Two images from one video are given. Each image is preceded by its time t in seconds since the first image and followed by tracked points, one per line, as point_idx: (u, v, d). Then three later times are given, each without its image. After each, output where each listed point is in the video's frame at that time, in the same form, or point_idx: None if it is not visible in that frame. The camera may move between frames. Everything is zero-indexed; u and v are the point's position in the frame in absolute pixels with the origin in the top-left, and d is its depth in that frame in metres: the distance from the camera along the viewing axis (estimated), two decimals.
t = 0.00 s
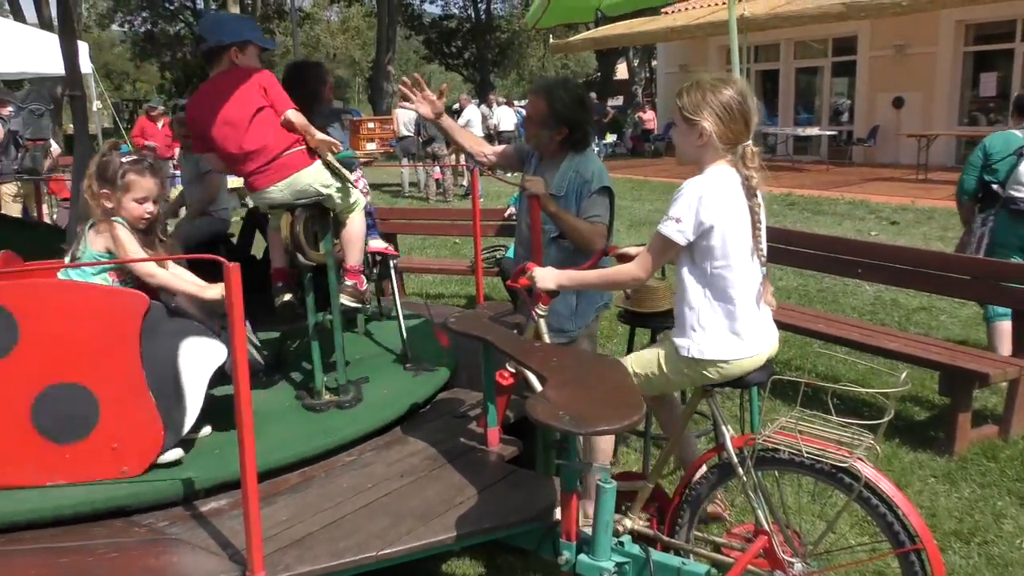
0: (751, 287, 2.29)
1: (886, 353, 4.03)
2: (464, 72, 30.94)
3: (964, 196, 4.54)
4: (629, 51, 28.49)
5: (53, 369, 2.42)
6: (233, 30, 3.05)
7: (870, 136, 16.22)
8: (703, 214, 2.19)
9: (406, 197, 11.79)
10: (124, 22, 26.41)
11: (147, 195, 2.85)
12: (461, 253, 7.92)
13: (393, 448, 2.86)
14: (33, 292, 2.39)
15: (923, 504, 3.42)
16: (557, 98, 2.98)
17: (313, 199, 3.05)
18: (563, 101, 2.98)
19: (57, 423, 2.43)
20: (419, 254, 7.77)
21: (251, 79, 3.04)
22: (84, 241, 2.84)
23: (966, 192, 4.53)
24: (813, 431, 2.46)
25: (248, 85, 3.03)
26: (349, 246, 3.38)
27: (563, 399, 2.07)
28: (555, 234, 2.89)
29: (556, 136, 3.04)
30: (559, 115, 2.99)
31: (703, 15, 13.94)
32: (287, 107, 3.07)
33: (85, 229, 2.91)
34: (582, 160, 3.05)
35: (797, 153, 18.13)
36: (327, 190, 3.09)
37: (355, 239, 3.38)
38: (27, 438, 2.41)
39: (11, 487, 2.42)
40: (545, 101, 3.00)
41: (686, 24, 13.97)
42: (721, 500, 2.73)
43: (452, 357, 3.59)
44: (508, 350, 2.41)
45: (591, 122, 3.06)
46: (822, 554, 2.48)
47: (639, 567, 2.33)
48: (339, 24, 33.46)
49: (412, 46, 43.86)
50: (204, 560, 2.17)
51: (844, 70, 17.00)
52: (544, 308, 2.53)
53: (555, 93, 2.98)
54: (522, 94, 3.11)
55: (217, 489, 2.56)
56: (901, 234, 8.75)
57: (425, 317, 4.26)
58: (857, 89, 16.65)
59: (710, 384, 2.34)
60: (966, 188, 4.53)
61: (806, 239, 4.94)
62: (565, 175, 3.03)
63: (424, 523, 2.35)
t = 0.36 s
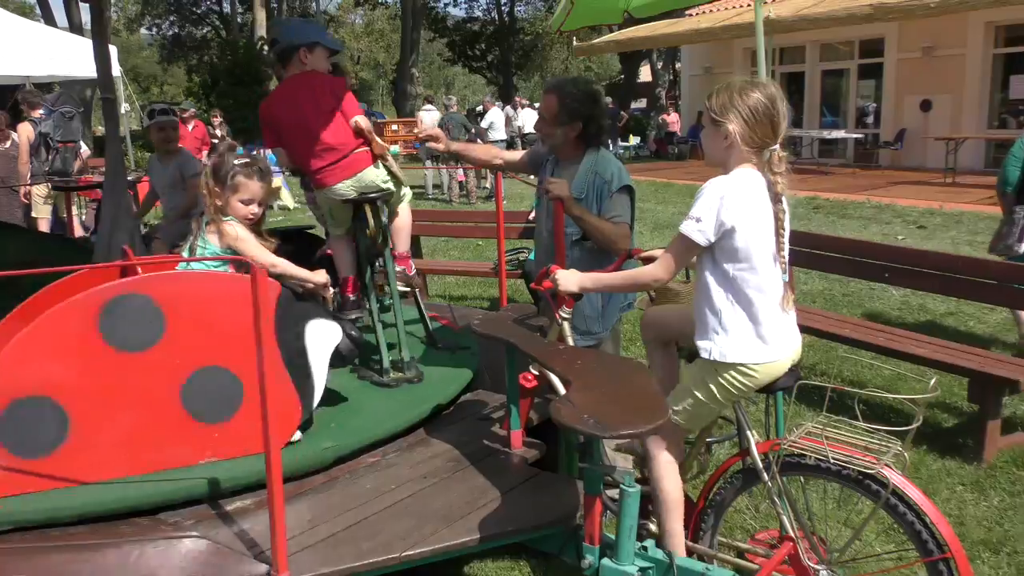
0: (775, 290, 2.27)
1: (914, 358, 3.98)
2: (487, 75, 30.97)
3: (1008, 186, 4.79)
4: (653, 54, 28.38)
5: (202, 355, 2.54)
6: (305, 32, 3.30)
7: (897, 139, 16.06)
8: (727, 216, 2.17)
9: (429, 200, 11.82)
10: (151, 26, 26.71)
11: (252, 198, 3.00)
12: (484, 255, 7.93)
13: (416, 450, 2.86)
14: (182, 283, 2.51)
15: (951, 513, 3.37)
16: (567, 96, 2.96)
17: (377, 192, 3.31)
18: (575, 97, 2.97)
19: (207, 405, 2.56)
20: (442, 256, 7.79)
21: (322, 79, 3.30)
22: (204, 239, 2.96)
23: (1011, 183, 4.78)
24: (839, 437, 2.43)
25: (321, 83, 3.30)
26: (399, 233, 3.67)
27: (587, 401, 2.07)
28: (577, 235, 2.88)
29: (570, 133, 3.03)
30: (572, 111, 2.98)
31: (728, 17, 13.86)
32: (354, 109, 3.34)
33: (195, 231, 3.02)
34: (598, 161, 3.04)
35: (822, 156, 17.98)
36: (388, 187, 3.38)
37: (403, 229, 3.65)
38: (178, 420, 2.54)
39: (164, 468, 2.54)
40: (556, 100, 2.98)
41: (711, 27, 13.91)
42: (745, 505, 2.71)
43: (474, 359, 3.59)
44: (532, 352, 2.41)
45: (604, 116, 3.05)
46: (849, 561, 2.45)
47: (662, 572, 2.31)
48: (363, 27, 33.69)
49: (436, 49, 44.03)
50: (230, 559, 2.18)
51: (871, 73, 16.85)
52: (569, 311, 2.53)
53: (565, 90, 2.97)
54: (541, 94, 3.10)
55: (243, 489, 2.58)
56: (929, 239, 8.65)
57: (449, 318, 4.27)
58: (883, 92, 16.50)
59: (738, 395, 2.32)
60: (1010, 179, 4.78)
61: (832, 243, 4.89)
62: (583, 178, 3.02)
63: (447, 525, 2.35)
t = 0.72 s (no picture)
0: (803, 294, 2.26)
1: (945, 364, 3.93)
2: (514, 78, 31.02)
3: None
4: (680, 57, 28.25)
5: (315, 340, 2.81)
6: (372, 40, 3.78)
7: (929, 143, 15.85)
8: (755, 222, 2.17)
9: (456, 203, 11.86)
10: (182, 31, 27.07)
11: (359, 204, 3.36)
12: (510, 259, 7.94)
13: (443, 453, 2.87)
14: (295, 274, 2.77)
15: (983, 522, 3.32)
16: (583, 101, 2.98)
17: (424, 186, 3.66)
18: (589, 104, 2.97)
19: (325, 386, 2.81)
20: (468, 260, 7.81)
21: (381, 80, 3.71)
22: (308, 236, 3.34)
23: None
24: (870, 444, 2.40)
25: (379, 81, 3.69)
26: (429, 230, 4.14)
27: (614, 406, 2.07)
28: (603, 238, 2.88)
29: (589, 139, 3.02)
30: (590, 116, 2.98)
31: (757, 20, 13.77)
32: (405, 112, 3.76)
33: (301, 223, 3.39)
34: (622, 165, 3.03)
35: (852, 159, 17.79)
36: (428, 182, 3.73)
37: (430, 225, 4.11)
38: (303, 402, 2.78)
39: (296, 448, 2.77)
40: (572, 108, 3.00)
41: (739, 30, 13.83)
42: (773, 511, 2.69)
43: (500, 363, 3.59)
44: (558, 357, 2.41)
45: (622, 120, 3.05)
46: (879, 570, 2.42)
47: None
48: (391, 31, 33.90)
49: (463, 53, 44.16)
50: (259, 559, 2.20)
51: (901, 76, 16.66)
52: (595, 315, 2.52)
53: (580, 96, 2.99)
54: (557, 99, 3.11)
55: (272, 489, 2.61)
56: (961, 244, 8.54)
57: (475, 322, 4.28)
58: (915, 96, 16.30)
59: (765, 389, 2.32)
60: None
61: (861, 248, 4.84)
62: (607, 182, 3.02)
63: (473, 528, 2.36)
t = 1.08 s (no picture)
0: (829, 299, 2.23)
1: (972, 370, 3.87)
2: (536, 81, 31.03)
3: None
4: (704, 60, 28.12)
5: (405, 320, 2.96)
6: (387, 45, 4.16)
7: (955, 146, 15.67)
8: (782, 226, 2.15)
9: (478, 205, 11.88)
10: (208, 34, 27.30)
11: (445, 207, 3.58)
12: (531, 261, 7.94)
13: (464, 455, 2.87)
14: (389, 260, 2.93)
15: (1011, 530, 3.27)
16: (594, 107, 2.95)
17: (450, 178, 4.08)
18: (603, 110, 2.96)
19: (416, 364, 2.98)
20: (489, 262, 7.82)
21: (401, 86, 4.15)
22: (389, 235, 3.53)
23: None
24: (896, 450, 2.37)
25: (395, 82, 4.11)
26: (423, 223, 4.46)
27: (636, 409, 2.05)
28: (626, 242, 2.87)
29: (609, 144, 3.01)
30: (607, 120, 2.96)
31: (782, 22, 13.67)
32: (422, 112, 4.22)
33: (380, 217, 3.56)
34: (641, 166, 3.01)
35: (877, 162, 17.62)
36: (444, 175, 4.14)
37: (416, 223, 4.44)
38: (404, 383, 2.94)
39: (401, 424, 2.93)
40: (585, 118, 2.97)
41: (763, 32, 13.76)
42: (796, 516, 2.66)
43: (522, 365, 3.59)
44: (580, 359, 2.40)
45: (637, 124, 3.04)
46: None
47: None
48: (414, 34, 34.06)
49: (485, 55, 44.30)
50: (281, 559, 2.21)
51: (928, 78, 16.50)
52: (617, 318, 2.52)
53: (590, 102, 2.96)
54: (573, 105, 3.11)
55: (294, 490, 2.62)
56: (987, 248, 8.43)
57: (495, 324, 4.27)
58: (942, 98, 16.14)
59: (789, 399, 2.30)
60: None
61: (887, 252, 4.79)
62: (626, 184, 3.00)
63: (494, 531, 2.35)
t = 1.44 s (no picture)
0: (849, 299, 2.22)
1: (993, 373, 3.83)
2: (554, 81, 31.02)
3: None
4: (722, 61, 28.02)
5: (466, 304, 3.24)
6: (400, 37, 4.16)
7: (977, 146, 15.52)
8: (801, 225, 2.14)
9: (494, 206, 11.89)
10: (228, 35, 27.49)
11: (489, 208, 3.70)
12: (548, 262, 7.94)
13: (480, 456, 2.87)
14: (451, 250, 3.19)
15: None
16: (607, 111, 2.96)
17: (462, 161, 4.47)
18: (614, 112, 2.96)
19: (475, 343, 3.26)
20: (506, 263, 7.83)
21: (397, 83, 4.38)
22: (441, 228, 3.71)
23: None
24: (915, 453, 2.35)
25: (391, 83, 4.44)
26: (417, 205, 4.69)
27: (653, 411, 2.04)
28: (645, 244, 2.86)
29: (618, 146, 2.99)
30: (619, 122, 2.96)
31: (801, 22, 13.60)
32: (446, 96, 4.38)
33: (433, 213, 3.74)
34: (654, 167, 3.01)
35: (897, 163, 17.48)
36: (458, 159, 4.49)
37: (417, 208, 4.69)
38: (470, 361, 3.21)
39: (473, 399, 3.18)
40: (598, 121, 2.97)
41: (782, 32, 13.68)
42: (813, 520, 2.64)
43: (538, 366, 3.59)
44: (596, 361, 2.39)
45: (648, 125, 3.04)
46: None
47: None
48: (432, 35, 34.15)
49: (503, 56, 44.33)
50: (298, 559, 2.22)
51: (949, 78, 16.36)
52: (634, 320, 2.51)
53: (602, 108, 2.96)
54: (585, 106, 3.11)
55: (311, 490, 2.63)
56: (1009, 250, 8.34)
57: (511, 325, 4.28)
58: (962, 99, 15.99)
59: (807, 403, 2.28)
60: None
61: (907, 253, 4.75)
62: (640, 187, 2.99)
63: (510, 532, 2.35)
